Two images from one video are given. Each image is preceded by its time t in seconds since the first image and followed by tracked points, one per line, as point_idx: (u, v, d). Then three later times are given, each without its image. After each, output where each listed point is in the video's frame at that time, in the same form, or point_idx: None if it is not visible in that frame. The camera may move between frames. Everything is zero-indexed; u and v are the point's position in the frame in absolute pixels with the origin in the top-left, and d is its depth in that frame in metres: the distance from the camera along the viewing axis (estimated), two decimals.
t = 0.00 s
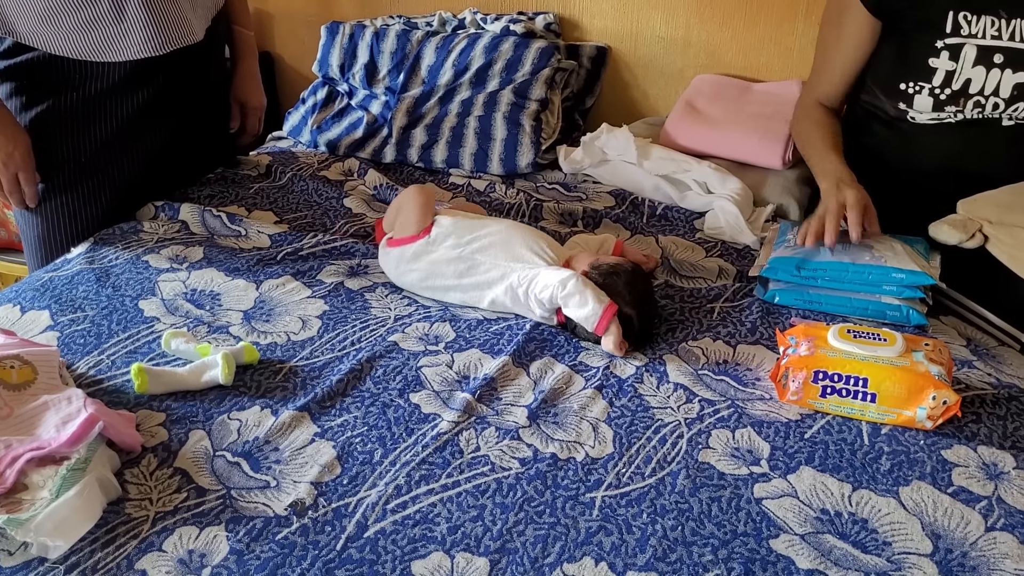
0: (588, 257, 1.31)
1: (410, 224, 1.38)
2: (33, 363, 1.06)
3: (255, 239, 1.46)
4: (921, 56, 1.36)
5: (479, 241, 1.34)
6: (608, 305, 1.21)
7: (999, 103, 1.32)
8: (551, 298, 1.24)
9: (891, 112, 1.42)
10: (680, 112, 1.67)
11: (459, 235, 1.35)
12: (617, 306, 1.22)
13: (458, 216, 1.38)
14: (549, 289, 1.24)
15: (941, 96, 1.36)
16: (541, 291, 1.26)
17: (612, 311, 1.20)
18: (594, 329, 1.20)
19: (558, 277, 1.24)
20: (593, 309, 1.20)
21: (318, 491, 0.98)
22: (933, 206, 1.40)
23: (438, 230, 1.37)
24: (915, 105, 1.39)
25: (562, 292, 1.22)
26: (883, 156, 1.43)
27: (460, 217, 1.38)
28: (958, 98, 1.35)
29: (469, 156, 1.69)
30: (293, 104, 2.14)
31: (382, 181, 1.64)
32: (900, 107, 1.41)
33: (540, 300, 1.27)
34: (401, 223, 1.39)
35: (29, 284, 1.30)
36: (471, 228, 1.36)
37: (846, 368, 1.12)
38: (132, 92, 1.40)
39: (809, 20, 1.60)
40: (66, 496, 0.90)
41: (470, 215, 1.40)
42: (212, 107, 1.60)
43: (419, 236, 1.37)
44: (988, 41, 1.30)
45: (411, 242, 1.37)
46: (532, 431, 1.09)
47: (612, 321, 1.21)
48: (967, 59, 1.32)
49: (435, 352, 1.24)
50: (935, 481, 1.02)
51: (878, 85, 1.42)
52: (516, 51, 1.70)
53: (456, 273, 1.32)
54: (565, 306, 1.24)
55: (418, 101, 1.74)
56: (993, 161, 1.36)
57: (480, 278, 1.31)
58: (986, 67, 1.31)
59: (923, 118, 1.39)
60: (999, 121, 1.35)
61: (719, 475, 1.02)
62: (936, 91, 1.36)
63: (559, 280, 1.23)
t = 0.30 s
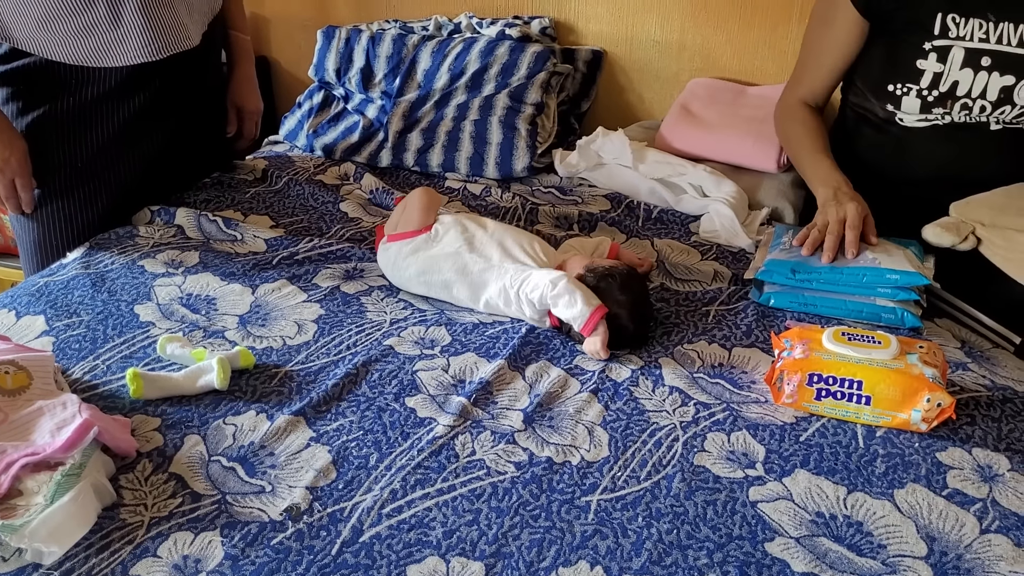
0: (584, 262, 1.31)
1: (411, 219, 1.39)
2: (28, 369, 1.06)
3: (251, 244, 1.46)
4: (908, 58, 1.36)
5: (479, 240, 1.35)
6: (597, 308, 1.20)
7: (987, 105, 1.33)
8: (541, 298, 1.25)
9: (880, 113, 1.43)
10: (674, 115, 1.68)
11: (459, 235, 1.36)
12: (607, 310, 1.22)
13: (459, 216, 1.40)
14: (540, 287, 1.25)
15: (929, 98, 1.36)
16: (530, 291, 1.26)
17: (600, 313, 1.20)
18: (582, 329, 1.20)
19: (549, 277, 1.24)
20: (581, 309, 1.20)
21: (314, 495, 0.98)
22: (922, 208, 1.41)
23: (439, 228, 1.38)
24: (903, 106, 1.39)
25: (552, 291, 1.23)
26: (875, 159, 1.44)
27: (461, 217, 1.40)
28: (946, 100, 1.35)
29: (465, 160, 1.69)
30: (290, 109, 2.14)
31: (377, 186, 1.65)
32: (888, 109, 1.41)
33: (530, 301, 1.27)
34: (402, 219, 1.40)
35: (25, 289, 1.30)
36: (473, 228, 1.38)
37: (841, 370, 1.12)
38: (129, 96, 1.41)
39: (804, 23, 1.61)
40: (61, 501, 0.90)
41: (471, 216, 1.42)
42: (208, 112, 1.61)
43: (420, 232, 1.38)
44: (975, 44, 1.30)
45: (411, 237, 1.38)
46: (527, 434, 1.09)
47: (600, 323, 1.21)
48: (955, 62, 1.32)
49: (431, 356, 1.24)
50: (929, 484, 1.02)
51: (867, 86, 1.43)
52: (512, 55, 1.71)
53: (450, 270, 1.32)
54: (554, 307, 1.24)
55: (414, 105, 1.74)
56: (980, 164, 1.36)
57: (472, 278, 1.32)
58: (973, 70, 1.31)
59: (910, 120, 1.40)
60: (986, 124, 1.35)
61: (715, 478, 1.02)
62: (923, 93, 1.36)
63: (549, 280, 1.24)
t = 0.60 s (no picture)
0: (584, 277, 1.31)
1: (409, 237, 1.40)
2: (25, 389, 1.06)
3: (248, 263, 1.46)
4: (902, 78, 1.36)
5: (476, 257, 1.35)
6: (593, 322, 1.21)
7: (980, 125, 1.34)
8: (539, 309, 1.25)
9: (875, 132, 1.44)
10: (670, 133, 1.69)
11: (455, 249, 1.37)
12: (603, 324, 1.23)
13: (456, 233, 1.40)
14: (538, 299, 1.25)
15: (923, 118, 1.37)
16: (529, 302, 1.26)
17: (595, 327, 1.21)
18: (575, 342, 1.21)
19: (547, 288, 1.25)
20: (578, 321, 1.21)
21: (311, 515, 0.98)
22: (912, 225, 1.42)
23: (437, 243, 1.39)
24: (897, 126, 1.40)
25: (550, 302, 1.23)
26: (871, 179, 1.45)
27: (458, 234, 1.40)
28: (939, 120, 1.36)
29: (463, 178, 1.70)
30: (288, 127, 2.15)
31: (376, 204, 1.65)
32: (883, 128, 1.42)
33: (528, 311, 1.27)
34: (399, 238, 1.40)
35: (21, 308, 1.30)
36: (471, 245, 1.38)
37: (837, 388, 1.13)
38: (127, 116, 1.39)
39: (799, 43, 1.63)
40: (56, 522, 0.89)
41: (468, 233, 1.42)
42: (209, 131, 1.60)
43: (418, 250, 1.39)
44: (967, 65, 1.31)
45: (409, 255, 1.38)
46: (526, 453, 1.09)
47: (595, 337, 1.22)
48: (948, 82, 1.33)
49: (429, 374, 1.24)
50: (926, 501, 1.02)
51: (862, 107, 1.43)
52: (510, 74, 1.72)
53: (449, 284, 1.33)
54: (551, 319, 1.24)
55: (412, 123, 1.75)
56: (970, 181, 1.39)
57: (471, 291, 1.32)
58: (966, 90, 1.32)
59: (905, 139, 1.41)
60: (979, 143, 1.37)
61: (713, 496, 1.03)
62: (917, 112, 1.37)
63: (546, 291, 1.24)
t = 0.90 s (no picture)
0: (588, 300, 1.31)
1: (411, 262, 1.40)
2: (27, 415, 1.06)
3: (250, 288, 1.47)
4: (916, 108, 1.35)
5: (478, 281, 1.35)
6: (597, 338, 1.21)
7: (992, 153, 1.34)
8: (545, 321, 1.25)
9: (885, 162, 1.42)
10: (669, 159, 1.70)
11: (458, 270, 1.37)
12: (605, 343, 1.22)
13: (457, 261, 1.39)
14: (546, 310, 1.25)
15: (935, 147, 1.37)
16: (536, 313, 1.27)
17: (597, 345, 1.20)
18: (576, 357, 1.20)
19: (554, 301, 1.25)
20: (583, 334, 1.20)
21: (311, 542, 0.98)
22: (916, 249, 1.41)
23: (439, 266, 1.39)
24: (909, 155, 1.39)
25: (557, 314, 1.23)
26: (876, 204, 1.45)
27: (460, 261, 1.40)
28: (952, 148, 1.36)
29: (463, 205, 1.71)
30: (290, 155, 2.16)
31: (376, 230, 1.66)
32: (893, 157, 1.41)
33: (534, 323, 1.27)
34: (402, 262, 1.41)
35: (25, 334, 1.31)
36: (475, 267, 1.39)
37: (838, 414, 1.13)
38: (132, 145, 1.42)
39: (795, 69, 1.65)
40: (58, 548, 0.89)
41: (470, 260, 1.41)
42: (212, 160, 1.61)
43: (420, 274, 1.39)
44: (980, 93, 1.31)
45: (411, 279, 1.38)
46: (525, 479, 1.09)
47: (596, 356, 1.21)
48: (961, 111, 1.33)
49: (429, 400, 1.24)
50: (930, 529, 1.01)
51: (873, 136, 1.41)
52: (509, 101, 1.73)
53: (454, 303, 1.33)
54: (556, 331, 1.24)
55: (412, 150, 1.77)
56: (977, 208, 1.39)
57: (475, 305, 1.32)
58: (978, 118, 1.32)
59: (915, 168, 1.40)
60: (989, 170, 1.38)
61: (714, 523, 1.02)
62: (930, 141, 1.36)
63: (556, 302, 1.25)
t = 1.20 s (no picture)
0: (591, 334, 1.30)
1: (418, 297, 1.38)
2: (27, 457, 1.05)
3: (252, 328, 1.48)
4: (911, 139, 1.37)
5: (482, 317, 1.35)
6: (603, 369, 1.20)
7: (988, 187, 1.34)
8: (550, 351, 1.25)
9: (880, 193, 1.42)
10: (669, 196, 1.70)
11: (463, 302, 1.37)
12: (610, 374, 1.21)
13: (465, 297, 1.39)
14: (550, 342, 1.25)
15: (932, 178, 1.37)
16: (541, 344, 1.26)
17: (602, 375, 1.19)
18: (582, 387, 1.19)
19: (560, 333, 1.25)
20: (590, 364, 1.19)
21: None
22: (916, 284, 1.40)
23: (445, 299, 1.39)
24: (904, 187, 1.39)
25: (562, 345, 1.23)
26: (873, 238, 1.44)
27: (465, 296, 1.39)
28: (948, 181, 1.36)
29: (464, 243, 1.71)
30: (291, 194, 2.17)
31: (377, 268, 1.67)
32: (888, 188, 1.41)
33: (539, 354, 1.27)
34: (409, 296, 1.39)
35: (26, 375, 1.31)
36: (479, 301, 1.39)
37: (843, 452, 1.11)
38: (137, 185, 1.42)
39: (793, 105, 1.68)
40: None
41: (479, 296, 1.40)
42: (216, 201, 1.62)
43: (427, 311, 1.37)
44: (976, 127, 1.32)
45: (418, 316, 1.37)
46: (528, 520, 1.08)
47: (601, 387, 1.20)
48: (956, 143, 1.34)
49: (430, 439, 1.23)
50: (939, 569, 1.00)
51: (869, 166, 1.42)
52: (509, 140, 1.75)
53: (458, 338, 1.33)
54: (561, 363, 1.23)
55: (413, 189, 1.78)
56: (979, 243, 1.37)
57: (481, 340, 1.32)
58: (974, 152, 1.33)
59: (911, 200, 1.40)
60: (985, 206, 1.37)
61: (719, 564, 1.01)
62: (926, 173, 1.37)
63: (561, 332, 1.25)
